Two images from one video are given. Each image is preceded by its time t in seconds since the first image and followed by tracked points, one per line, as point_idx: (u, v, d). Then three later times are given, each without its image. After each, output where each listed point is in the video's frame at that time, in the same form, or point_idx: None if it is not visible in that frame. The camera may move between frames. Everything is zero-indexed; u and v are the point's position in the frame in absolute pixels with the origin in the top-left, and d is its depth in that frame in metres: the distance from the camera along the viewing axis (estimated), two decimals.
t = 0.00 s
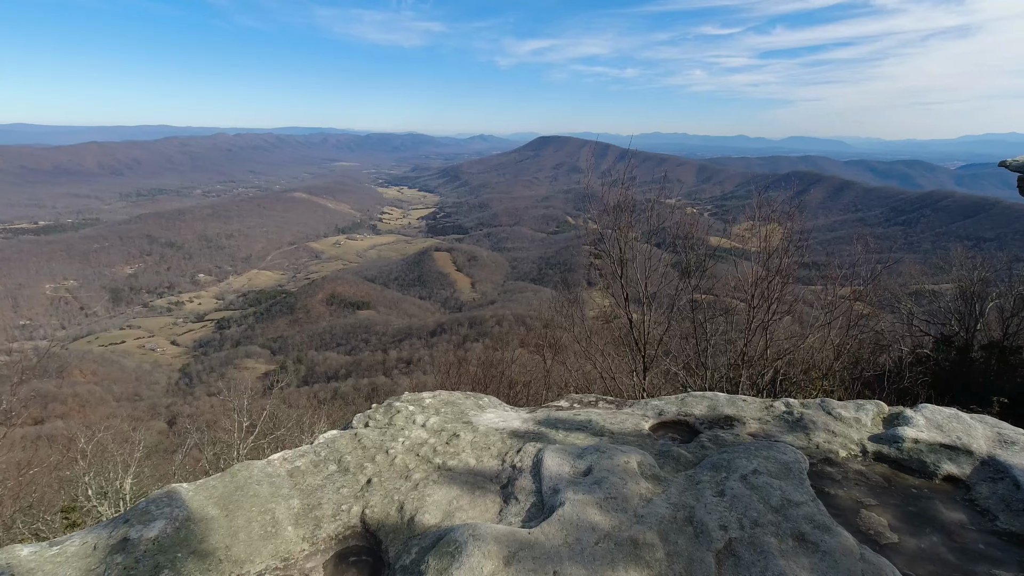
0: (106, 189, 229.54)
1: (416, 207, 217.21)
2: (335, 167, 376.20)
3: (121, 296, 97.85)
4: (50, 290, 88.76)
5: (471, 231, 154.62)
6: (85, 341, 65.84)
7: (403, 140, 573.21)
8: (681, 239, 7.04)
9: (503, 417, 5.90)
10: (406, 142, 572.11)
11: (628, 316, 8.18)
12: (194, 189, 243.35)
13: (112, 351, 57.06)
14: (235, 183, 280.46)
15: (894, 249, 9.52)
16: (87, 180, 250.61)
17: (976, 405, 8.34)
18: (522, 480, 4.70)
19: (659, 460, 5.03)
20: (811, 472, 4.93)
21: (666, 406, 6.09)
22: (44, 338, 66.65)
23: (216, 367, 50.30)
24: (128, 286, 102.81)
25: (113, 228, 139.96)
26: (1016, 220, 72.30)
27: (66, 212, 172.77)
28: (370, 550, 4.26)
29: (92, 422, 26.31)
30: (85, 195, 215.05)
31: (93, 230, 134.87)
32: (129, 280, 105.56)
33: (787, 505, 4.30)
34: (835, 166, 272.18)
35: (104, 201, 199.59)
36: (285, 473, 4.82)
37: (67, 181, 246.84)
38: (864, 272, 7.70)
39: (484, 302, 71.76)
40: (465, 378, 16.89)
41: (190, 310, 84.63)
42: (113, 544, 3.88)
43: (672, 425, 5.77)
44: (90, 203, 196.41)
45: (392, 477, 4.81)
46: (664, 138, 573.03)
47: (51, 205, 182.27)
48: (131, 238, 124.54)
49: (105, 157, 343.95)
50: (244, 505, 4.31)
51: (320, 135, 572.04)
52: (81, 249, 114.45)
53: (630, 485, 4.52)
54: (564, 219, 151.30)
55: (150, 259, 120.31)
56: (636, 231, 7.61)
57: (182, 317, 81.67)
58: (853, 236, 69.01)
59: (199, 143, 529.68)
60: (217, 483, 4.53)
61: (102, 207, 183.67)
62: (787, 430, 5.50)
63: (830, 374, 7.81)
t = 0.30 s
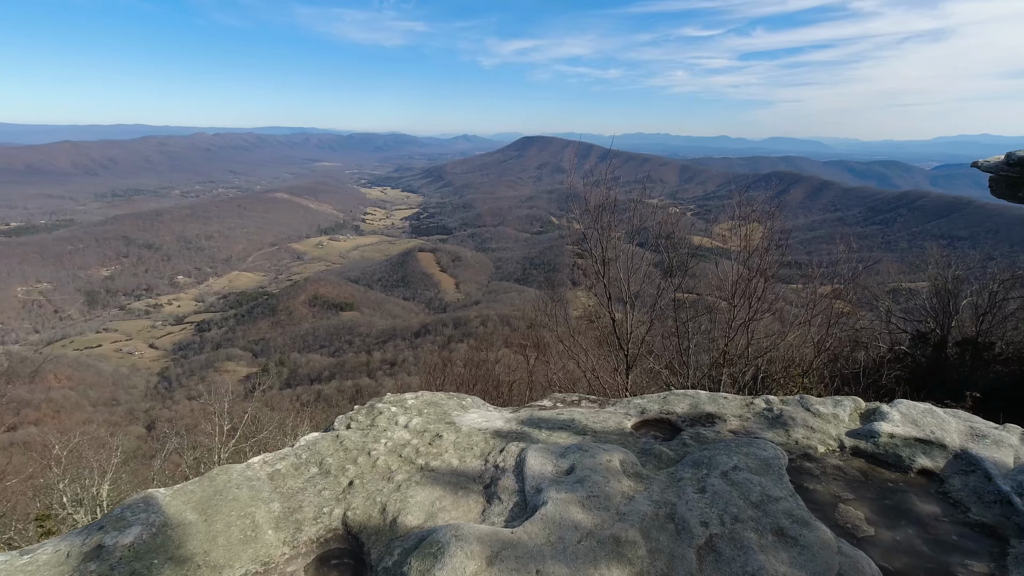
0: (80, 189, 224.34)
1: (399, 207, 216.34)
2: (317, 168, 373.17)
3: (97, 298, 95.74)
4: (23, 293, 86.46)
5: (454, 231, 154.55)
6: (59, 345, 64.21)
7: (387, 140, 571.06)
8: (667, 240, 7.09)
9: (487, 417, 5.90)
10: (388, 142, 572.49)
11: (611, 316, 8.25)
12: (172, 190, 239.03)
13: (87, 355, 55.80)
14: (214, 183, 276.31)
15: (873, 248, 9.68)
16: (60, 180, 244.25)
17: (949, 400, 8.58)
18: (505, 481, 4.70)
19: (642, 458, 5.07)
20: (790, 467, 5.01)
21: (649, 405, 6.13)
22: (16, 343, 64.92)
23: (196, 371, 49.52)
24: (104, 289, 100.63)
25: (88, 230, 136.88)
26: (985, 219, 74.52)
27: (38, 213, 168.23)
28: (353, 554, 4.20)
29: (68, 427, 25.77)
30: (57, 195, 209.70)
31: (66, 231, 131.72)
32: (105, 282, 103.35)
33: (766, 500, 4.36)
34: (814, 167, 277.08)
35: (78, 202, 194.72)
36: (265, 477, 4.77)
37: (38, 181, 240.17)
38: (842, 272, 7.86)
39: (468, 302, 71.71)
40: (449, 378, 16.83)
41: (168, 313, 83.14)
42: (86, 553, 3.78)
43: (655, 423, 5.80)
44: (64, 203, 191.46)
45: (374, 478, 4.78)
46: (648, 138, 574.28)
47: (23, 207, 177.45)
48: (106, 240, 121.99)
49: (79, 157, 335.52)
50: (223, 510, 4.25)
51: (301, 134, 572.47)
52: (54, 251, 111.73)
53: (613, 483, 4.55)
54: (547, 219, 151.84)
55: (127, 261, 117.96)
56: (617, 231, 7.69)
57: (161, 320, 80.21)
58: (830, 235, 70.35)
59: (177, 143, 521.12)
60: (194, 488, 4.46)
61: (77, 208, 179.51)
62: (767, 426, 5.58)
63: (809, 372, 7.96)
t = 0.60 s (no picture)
0: (50, 189, 218.23)
1: (380, 208, 215.01)
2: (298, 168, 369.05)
3: (69, 302, 93.29)
4: None
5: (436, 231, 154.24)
6: (28, 350, 62.45)
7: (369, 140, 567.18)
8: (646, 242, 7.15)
9: (468, 419, 5.89)
10: (369, 142, 572.59)
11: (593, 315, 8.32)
12: (147, 191, 233.97)
13: (58, 360, 54.34)
14: (191, 183, 271.25)
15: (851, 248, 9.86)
16: (29, 181, 237.51)
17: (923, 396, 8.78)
18: (486, 481, 4.69)
19: (622, 456, 5.13)
20: (767, 464, 5.10)
21: (629, 404, 6.18)
22: None
23: (173, 375, 48.59)
24: (76, 292, 98.09)
25: (59, 231, 133.29)
26: (956, 219, 76.32)
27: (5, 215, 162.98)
28: (332, 557, 4.18)
29: (38, 436, 25.06)
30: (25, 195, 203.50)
31: (37, 233, 128.07)
32: (78, 285, 100.76)
33: (743, 497, 4.42)
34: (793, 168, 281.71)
35: (48, 203, 189.21)
36: (242, 481, 4.71)
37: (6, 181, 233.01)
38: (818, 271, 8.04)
39: (451, 303, 71.55)
40: (431, 380, 16.76)
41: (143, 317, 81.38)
42: (56, 563, 3.68)
43: (635, 422, 5.86)
44: (33, 204, 185.89)
45: (354, 481, 4.75)
46: (631, 138, 578.10)
47: None
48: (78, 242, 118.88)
49: (50, 157, 326.38)
50: (198, 516, 4.19)
51: (280, 133, 572.54)
52: (24, 253, 108.54)
53: (592, 482, 4.59)
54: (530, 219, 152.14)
55: (99, 264, 115.09)
56: (597, 231, 7.76)
57: (136, 324, 78.42)
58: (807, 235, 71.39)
59: (152, 143, 510.97)
60: (169, 494, 4.39)
61: (47, 209, 174.66)
62: (745, 423, 5.66)
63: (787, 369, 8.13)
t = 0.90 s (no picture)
0: (17, 190, 211.62)
1: (360, 209, 213.83)
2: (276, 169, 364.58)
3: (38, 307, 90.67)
4: None
5: (418, 232, 153.83)
6: None
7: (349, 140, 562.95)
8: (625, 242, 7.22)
9: (448, 420, 5.88)
10: (348, 142, 572.73)
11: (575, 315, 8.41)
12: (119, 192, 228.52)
13: (26, 367, 52.80)
14: (166, 184, 265.75)
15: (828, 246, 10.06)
16: None
17: (897, 391, 9.02)
18: (465, 482, 4.70)
19: (601, 456, 5.17)
20: (744, 460, 5.18)
21: (608, 403, 6.23)
22: None
23: (148, 380, 47.60)
24: (46, 296, 95.38)
25: (27, 234, 129.32)
26: (924, 219, 78.61)
27: None
28: (311, 562, 4.15)
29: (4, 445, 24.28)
30: None
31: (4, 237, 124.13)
32: (47, 289, 97.94)
33: (720, 493, 4.49)
34: (772, 168, 286.37)
35: (14, 205, 183.27)
36: (218, 487, 4.65)
37: None
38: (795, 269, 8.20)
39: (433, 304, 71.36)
40: (413, 382, 16.66)
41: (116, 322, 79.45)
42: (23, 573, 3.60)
43: (615, 421, 5.91)
44: None
45: (333, 485, 4.71)
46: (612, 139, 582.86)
47: None
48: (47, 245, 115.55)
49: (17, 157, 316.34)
50: (173, 523, 4.12)
51: (257, 134, 572.74)
52: None
53: (572, 481, 4.62)
54: (510, 220, 152.56)
55: (69, 267, 111.93)
56: (577, 232, 7.84)
57: (109, 328, 76.52)
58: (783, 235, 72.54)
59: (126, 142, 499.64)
60: (142, 501, 4.30)
61: (14, 211, 169.36)
62: (722, 420, 5.75)
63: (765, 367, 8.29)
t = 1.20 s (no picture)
0: None
1: (336, 211, 211.53)
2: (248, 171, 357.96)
3: None
4: None
5: (394, 234, 152.85)
6: None
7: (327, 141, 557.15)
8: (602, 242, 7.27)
9: (425, 422, 5.86)
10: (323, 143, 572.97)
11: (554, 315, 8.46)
12: (84, 194, 221.62)
13: None
14: (134, 185, 258.78)
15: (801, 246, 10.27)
16: None
17: (867, 386, 9.29)
18: (442, 485, 4.68)
19: (578, 455, 5.20)
20: (719, 457, 5.26)
21: (586, 403, 6.28)
22: None
23: (116, 388, 46.29)
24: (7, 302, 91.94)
25: None
26: (889, 219, 81.33)
27: None
28: (285, 568, 4.11)
29: None
30: None
31: None
32: (8, 295, 94.38)
33: (695, 490, 4.55)
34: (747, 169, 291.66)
35: None
36: (189, 495, 4.56)
37: None
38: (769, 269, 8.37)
39: (411, 307, 70.97)
40: (391, 385, 16.53)
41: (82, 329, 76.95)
42: None
43: (592, 421, 5.96)
44: None
45: (308, 490, 4.65)
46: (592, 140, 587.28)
47: None
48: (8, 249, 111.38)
49: None
50: (140, 534, 4.01)
51: (231, 135, 572.88)
52: None
53: (548, 481, 4.64)
54: (488, 221, 152.58)
55: (31, 273, 107.97)
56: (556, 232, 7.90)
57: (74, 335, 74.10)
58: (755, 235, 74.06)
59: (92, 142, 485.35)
60: (110, 511, 4.19)
61: None
62: (698, 419, 5.83)
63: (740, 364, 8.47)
